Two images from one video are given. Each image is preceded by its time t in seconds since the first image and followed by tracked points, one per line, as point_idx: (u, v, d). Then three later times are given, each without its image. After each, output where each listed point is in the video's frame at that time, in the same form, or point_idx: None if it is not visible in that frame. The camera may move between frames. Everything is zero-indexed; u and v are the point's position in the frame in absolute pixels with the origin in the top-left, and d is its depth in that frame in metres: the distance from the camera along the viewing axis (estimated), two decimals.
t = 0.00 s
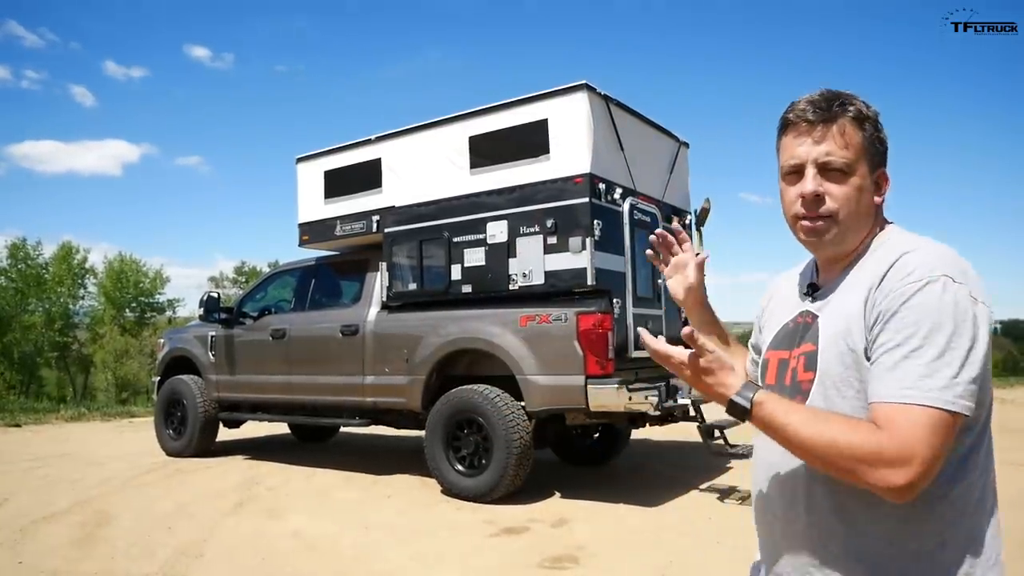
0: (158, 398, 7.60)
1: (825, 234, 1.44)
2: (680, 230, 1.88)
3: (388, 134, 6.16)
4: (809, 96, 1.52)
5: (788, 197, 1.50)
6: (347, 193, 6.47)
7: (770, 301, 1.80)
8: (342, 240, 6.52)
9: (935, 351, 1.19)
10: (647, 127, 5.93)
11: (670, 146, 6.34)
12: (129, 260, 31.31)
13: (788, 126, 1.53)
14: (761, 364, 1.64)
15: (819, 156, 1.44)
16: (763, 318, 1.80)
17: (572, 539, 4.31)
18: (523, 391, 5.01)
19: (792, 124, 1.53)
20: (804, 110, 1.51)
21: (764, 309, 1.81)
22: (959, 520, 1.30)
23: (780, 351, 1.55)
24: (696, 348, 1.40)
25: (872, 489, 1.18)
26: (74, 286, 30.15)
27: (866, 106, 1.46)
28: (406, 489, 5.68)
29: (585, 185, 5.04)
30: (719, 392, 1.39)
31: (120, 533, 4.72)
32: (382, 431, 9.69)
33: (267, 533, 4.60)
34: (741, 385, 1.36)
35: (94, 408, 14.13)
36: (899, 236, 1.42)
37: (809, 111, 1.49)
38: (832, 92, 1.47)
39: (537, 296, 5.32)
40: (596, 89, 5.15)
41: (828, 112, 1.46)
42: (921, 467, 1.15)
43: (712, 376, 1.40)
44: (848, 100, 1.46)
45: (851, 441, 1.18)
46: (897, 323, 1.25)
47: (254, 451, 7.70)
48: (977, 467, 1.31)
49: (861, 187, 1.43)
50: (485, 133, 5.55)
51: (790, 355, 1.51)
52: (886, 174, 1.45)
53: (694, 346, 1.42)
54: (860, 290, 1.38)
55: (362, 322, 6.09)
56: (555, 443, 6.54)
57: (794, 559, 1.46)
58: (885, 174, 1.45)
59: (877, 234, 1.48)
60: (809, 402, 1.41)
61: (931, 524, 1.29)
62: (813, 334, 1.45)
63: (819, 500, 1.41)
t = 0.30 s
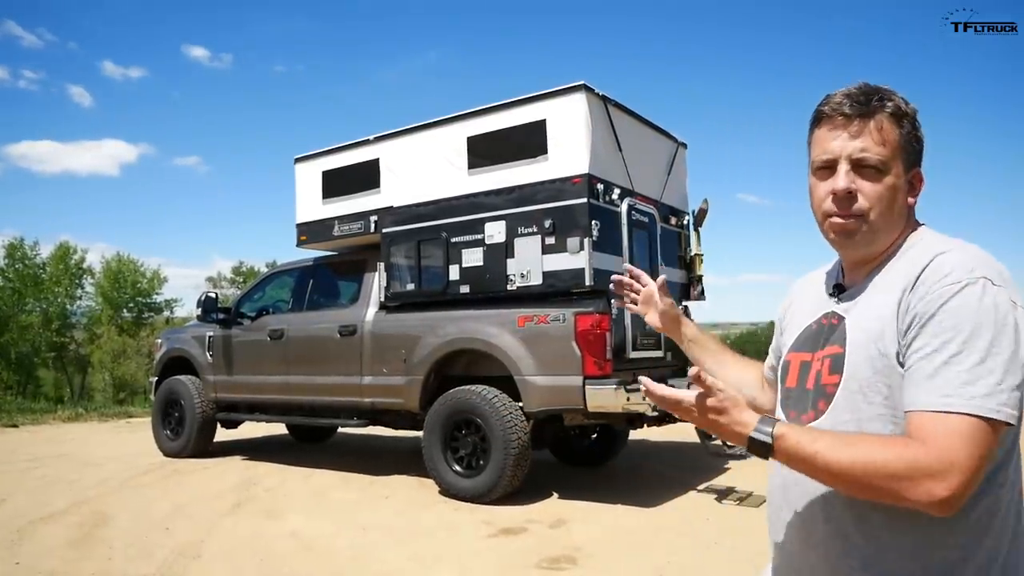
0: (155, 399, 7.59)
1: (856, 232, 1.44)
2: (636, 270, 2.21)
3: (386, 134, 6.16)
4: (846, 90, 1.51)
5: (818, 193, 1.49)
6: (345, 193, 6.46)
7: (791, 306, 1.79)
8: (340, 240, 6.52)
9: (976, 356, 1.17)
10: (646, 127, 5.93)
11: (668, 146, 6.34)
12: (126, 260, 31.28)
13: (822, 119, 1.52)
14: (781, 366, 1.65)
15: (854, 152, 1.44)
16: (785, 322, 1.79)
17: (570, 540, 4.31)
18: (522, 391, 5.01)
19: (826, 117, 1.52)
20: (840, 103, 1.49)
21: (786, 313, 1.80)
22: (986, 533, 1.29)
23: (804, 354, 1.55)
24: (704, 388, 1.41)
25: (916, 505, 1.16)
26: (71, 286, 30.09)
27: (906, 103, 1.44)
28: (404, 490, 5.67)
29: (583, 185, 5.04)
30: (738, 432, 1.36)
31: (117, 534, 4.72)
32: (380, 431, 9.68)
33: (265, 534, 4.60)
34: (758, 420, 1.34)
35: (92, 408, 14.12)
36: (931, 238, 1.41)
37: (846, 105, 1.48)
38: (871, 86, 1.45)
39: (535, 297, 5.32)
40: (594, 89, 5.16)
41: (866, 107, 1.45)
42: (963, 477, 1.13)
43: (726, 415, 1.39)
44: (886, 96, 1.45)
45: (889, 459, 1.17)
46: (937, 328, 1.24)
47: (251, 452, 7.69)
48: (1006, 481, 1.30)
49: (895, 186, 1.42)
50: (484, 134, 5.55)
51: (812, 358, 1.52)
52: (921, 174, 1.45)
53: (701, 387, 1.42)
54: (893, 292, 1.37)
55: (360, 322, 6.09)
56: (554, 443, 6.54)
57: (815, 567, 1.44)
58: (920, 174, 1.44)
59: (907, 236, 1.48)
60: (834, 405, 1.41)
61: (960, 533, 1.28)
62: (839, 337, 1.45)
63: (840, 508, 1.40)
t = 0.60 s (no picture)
0: (152, 399, 7.58)
1: (863, 231, 1.44)
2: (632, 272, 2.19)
3: (384, 134, 6.16)
4: (855, 84, 1.51)
5: (826, 189, 1.50)
6: (342, 193, 6.46)
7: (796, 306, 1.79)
8: (338, 240, 6.52)
9: (984, 360, 1.18)
10: (643, 128, 5.93)
11: (665, 146, 6.35)
12: (123, 260, 31.22)
13: (831, 114, 1.52)
14: (785, 364, 1.65)
15: (863, 148, 1.44)
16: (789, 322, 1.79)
17: (567, 540, 4.31)
18: (519, 391, 5.01)
19: (835, 112, 1.52)
20: (849, 98, 1.49)
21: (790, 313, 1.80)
22: (989, 538, 1.28)
23: (808, 352, 1.56)
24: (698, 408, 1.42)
25: (918, 511, 1.17)
26: (68, 286, 30.00)
27: (916, 98, 1.44)
28: (401, 490, 5.67)
29: (581, 186, 5.05)
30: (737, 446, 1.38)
31: (113, 534, 4.71)
32: (378, 431, 9.68)
33: (261, 534, 4.59)
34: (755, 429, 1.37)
35: (88, 408, 14.10)
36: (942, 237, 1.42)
37: (855, 100, 1.48)
38: (880, 81, 1.46)
39: (532, 297, 5.32)
40: (592, 90, 5.16)
41: (875, 102, 1.45)
42: (966, 483, 1.14)
43: (723, 431, 1.41)
44: (896, 91, 1.45)
45: (890, 465, 1.18)
46: (944, 329, 1.24)
47: (248, 452, 7.68)
48: (1013, 487, 1.29)
49: (904, 183, 1.43)
50: (481, 134, 5.55)
51: (816, 357, 1.52)
52: (931, 171, 1.45)
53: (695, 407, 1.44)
54: (901, 292, 1.37)
55: (357, 322, 6.09)
56: (551, 444, 6.55)
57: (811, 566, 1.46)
58: (930, 171, 1.45)
59: (915, 234, 1.48)
60: (838, 404, 1.41)
61: (965, 537, 1.28)
62: (845, 337, 1.45)
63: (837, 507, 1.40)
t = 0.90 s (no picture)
0: (150, 397, 7.56)
1: (853, 229, 1.44)
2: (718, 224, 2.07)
3: (383, 133, 6.15)
4: (848, 81, 1.51)
5: (818, 186, 1.50)
6: (342, 191, 6.45)
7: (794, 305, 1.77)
8: (337, 239, 6.51)
9: (964, 363, 1.17)
10: (642, 126, 5.93)
11: (665, 145, 6.35)
12: (121, 258, 31.17)
13: (823, 112, 1.52)
14: (779, 360, 1.65)
15: (854, 146, 1.44)
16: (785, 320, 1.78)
17: (565, 539, 4.31)
18: (518, 390, 5.01)
19: (828, 109, 1.52)
20: (842, 95, 1.49)
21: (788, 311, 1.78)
22: (974, 539, 1.29)
23: (800, 350, 1.55)
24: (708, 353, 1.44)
25: (884, 504, 1.18)
26: (67, 285, 29.97)
27: (909, 95, 1.44)
28: (400, 488, 5.67)
29: (580, 184, 5.04)
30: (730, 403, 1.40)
31: (112, 532, 4.70)
32: (377, 430, 9.68)
33: (260, 532, 4.59)
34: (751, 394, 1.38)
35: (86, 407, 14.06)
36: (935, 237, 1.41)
37: (848, 97, 1.48)
38: (874, 78, 1.45)
39: (531, 295, 5.32)
40: (591, 88, 5.16)
41: (868, 100, 1.45)
42: (937, 485, 1.14)
43: (722, 385, 1.42)
44: (890, 89, 1.44)
45: (864, 454, 1.19)
46: (927, 330, 1.24)
47: (247, 450, 7.68)
48: (999, 489, 1.31)
49: (896, 181, 1.42)
50: (480, 132, 5.54)
51: (807, 354, 1.52)
52: (923, 171, 1.44)
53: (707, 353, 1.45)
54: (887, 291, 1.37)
55: (356, 321, 6.08)
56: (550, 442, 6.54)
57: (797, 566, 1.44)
58: (922, 170, 1.44)
59: (907, 234, 1.48)
60: (825, 403, 1.41)
61: (949, 537, 1.28)
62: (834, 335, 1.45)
63: (824, 504, 1.40)
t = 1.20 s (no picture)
0: (150, 396, 7.57)
1: (847, 228, 1.44)
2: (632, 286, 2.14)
3: (383, 132, 6.15)
4: (845, 80, 1.50)
5: (813, 186, 1.50)
6: (341, 191, 6.45)
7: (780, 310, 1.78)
8: (337, 238, 6.52)
9: (975, 360, 1.18)
10: (642, 125, 5.93)
11: (665, 144, 6.35)
12: (121, 258, 31.17)
13: (819, 111, 1.51)
14: (771, 359, 1.66)
15: (850, 146, 1.44)
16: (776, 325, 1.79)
17: (566, 537, 4.31)
18: (518, 389, 5.01)
19: (823, 109, 1.51)
20: (838, 95, 1.48)
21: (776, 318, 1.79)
22: (970, 536, 1.29)
23: (793, 348, 1.56)
24: (695, 424, 1.38)
25: (916, 515, 1.17)
26: (66, 284, 29.97)
27: (905, 95, 1.43)
28: (400, 487, 5.67)
29: (580, 183, 5.04)
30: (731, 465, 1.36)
31: (112, 531, 4.70)
32: (377, 429, 9.69)
33: (261, 531, 4.59)
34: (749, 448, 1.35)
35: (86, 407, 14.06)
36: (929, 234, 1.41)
37: (844, 97, 1.47)
38: (870, 78, 1.44)
39: (531, 294, 5.32)
40: (592, 87, 5.16)
41: (864, 99, 1.44)
42: (962, 485, 1.14)
43: (719, 449, 1.37)
44: (886, 89, 1.44)
45: (886, 473, 1.18)
46: (935, 328, 1.24)
47: (247, 450, 7.68)
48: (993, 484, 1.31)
49: (890, 182, 1.42)
50: (480, 131, 5.54)
51: (799, 353, 1.53)
52: (919, 170, 1.44)
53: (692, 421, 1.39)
54: (886, 292, 1.36)
55: (356, 320, 6.08)
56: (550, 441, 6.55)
57: (796, 567, 1.44)
58: (918, 169, 1.44)
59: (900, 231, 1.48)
60: (822, 400, 1.41)
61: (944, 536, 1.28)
62: (829, 334, 1.45)
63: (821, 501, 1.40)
